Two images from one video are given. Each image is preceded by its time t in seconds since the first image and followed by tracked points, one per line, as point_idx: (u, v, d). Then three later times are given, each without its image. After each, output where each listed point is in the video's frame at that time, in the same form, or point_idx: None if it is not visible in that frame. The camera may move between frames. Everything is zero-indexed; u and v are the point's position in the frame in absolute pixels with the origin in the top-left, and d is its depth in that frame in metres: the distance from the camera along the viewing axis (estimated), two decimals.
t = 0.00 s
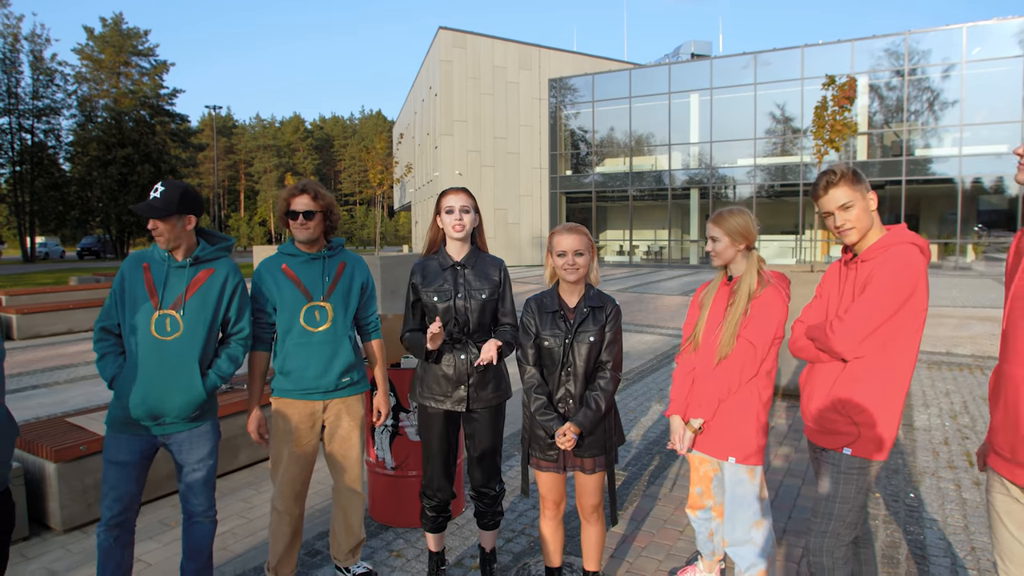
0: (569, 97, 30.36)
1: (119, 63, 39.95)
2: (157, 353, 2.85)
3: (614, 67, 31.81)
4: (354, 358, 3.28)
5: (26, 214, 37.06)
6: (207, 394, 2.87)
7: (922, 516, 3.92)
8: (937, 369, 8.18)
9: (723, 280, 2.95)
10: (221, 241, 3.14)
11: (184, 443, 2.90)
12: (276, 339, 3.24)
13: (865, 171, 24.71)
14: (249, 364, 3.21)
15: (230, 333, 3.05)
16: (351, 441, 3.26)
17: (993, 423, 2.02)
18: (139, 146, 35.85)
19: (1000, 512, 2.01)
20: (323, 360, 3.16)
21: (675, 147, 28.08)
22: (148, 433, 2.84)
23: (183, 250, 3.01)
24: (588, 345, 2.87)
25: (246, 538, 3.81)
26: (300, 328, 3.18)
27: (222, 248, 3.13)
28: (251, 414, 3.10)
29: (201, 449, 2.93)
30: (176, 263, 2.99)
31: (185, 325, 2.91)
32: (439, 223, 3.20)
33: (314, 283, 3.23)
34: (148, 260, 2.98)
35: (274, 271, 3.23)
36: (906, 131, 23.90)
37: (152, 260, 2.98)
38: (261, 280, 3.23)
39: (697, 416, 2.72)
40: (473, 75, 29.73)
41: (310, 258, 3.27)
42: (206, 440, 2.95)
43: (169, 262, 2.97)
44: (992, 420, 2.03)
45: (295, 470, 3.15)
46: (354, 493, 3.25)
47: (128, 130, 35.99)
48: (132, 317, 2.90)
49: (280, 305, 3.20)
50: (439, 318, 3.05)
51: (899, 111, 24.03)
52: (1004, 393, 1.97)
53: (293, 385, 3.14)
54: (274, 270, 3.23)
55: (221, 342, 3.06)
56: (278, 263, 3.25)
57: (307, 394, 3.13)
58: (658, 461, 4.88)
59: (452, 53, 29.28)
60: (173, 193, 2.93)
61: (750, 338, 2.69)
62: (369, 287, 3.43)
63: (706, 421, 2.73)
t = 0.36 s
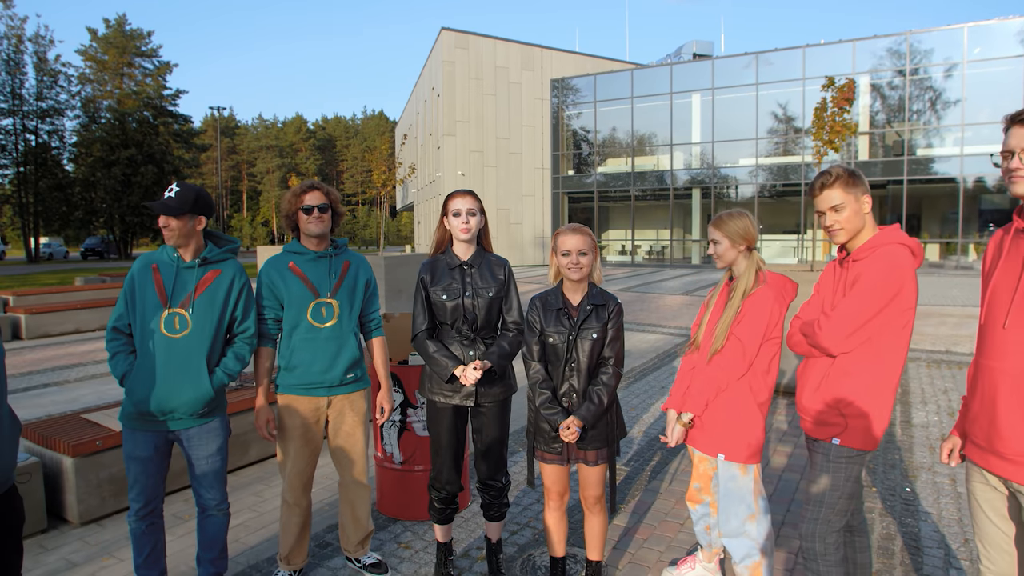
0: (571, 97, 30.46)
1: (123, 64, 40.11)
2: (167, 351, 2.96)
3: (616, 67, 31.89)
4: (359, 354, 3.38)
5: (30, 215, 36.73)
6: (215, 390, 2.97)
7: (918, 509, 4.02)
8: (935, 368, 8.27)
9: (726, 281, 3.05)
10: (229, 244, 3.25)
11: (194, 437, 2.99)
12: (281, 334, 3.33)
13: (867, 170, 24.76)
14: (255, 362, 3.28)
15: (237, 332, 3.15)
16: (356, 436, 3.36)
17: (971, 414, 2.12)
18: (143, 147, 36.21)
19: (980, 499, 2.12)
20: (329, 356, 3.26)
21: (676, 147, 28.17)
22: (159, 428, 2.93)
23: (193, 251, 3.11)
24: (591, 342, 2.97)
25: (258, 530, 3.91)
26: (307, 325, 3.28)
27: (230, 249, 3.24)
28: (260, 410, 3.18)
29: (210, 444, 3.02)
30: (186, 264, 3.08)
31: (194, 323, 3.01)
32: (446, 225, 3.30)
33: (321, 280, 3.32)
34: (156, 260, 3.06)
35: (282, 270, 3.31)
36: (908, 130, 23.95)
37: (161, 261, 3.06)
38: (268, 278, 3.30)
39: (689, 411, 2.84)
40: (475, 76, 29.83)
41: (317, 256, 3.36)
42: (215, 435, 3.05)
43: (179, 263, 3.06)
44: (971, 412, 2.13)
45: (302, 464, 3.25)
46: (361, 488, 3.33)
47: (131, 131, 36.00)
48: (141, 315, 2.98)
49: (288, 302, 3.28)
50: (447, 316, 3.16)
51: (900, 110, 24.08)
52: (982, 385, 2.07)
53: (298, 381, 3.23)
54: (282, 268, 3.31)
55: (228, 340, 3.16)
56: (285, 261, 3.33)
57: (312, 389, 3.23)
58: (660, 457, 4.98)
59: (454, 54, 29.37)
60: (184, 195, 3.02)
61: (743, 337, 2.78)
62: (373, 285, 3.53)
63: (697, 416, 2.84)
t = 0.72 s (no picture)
0: (571, 97, 30.54)
1: (123, 64, 40.19)
2: (166, 349, 3.05)
3: (616, 68, 31.98)
4: (356, 352, 3.45)
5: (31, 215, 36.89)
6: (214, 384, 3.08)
7: (910, 503, 4.12)
8: (931, 366, 8.37)
9: (721, 280, 3.14)
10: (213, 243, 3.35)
11: (194, 431, 3.08)
12: (280, 333, 3.40)
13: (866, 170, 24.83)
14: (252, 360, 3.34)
15: (229, 328, 3.26)
16: (356, 432, 3.42)
17: (951, 408, 2.21)
18: (144, 147, 36.20)
19: (958, 491, 2.22)
20: (327, 354, 3.33)
21: (676, 147, 28.26)
22: (159, 425, 3.01)
23: (182, 250, 3.19)
24: (590, 338, 3.07)
25: (265, 524, 4.00)
26: (307, 322, 3.35)
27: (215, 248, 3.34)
28: (260, 406, 3.25)
29: (209, 438, 3.11)
30: (176, 264, 3.16)
31: (190, 319, 3.11)
32: (449, 227, 3.39)
33: (320, 279, 3.41)
34: (147, 263, 3.11)
35: (282, 269, 3.39)
36: (907, 131, 24.05)
37: (151, 263, 3.11)
38: (268, 278, 3.37)
39: (684, 406, 2.93)
40: (475, 76, 29.91)
41: (316, 257, 3.44)
42: (214, 429, 3.14)
43: (169, 263, 3.13)
44: (952, 407, 2.22)
45: (304, 457, 3.33)
46: (361, 481, 3.42)
47: (132, 131, 36.03)
48: (135, 316, 3.05)
49: (288, 301, 3.35)
50: (450, 314, 3.26)
51: (900, 110, 24.18)
52: (962, 380, 2.16)
53: (296, 377, 3.31)
54: (282, 268, 3.38)
55: (220, 336, 3.27)
56: (285, 261, 3.41)
57: (310, 386, 3.31)
58: (658, 453, 5.08)
59: (455, 54, 29.44)
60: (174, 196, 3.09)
61: (735, 335, 2.88)
62: (370, 284, 3.62)
63: (694, 412, 2.92)
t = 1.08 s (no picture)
0: (570, 97, 30.62)
1: (123, 64, 40.27)
2: (160, 350, 3.13)
3: (615, 68, 32.08)
4: (358, 350, 3.54)
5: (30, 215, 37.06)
6: (209, 380, 3.17)
7: (901, 498, 4.22)
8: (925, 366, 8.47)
9: (713, 278, 3.23)
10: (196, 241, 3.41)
11: (195, 427, 3.17)
12: (282, 332, 3.48)
13: (865, 170, 24.92)
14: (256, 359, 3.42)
15: (219, 325, 3.35)
16: (358, 429, 3.50)
17: (931, 404, 2.32)
18: (143, 146, 36.20)
19: (937, 482, 2.32)
20: (329, 351, 3.42)
21: (675, 147, 28.36)
22: (159, 423, 3.08)
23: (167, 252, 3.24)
24: (587, 336, 3.16)
25: (270, 518, 4.09)
26: (309, 321, 3.44)
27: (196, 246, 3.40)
28: (260, 403, 3.33)
29: (208, 433, 3.20)
30: (161, 266, 3.21)
31: (181, 319, 3.19)
32: (451, 228, 3.48)
33: (322, 279, 3.49)
34: (133, 266, 3.16)
35: (285, 270, 3.47)
36: (905, 131, 24.16)
37: (137, 266, 3.16)
38: (272, 279, 3.45)
39: (679, 400, 3.02)
40: (475, 77, 29.99)
41: (316, 258, 3.52)
42: (212, 425, 3.22)
43: (155, 266, 3.18)
44: (931, 403, 2.33)
45: (308, 453, 3.41)
46: (363, 475, 3.49)
47: (132, 131, 36.11)
48: (127, 319, 3.10)
49: (291, 301, 3.43)
50: (452, 312, 3.35)
51: (898, 110, 24.28)
52: (941, 376, 2.27)
53: (301, 374, 3.39)
54: (284, 269, 3.47)
55: (212, 333, 3.36)
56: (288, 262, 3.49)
57: (313, 382, 3.39)
58: (655, 450, 5.17)
59: (455, 55, 29.55)
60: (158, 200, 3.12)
61: (730, 332, 2.96)
62: (371, 283, 3.70)
63: (688, 405, 3.01)
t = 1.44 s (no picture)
0: (572, 98, 30.71)
1: (127, 65, 40.46)
2: (177, 352, 3.22)
3: (617, 69, 32.15)
4: (373, 346, 3.65)
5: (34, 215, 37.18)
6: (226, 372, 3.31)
7: (895, 493, 4.31)
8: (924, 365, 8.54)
9: (706, 277, 3.33)
10: (189, 243, 3.47)
11: (212, 421, 3.28)
12: (298, 332, 3.58)
13: (868, 170, 24.94)
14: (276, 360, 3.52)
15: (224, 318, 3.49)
16: (372, 424, 3.61)
17: (918, 398, 2.41)
18: (147, 147, 36.86)
19: (925, 474, 2.41)
20: (345, 349, 3.52)
21: (677, 148, 28.42)
22: (181, 419, 3.19)
23: (169, 255, 3.30)
24: (588, 334, 3.25)
25: (279, 512, 4.19)
26: (323, 321, 3.54)
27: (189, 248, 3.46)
28: (281, 400, 3.42)
29: (222, 426, 3.32)
30: (165, 269, 3.27)
31: (192, 319, 3.30)
32: (454, 230, 3.57)
33: (333, 280, 3.59)
34: (137, 271, 3.19)
35: (298, 273, 3.56)
36: (907, 131, 24.20)
37: (141, 271, 3.20)
38: (286, 281, 3.55)
39: (675, 393, 3.12)
40: (477, 77, 30.10)
41: (327, 259, 3.61)
42: (225, 419, 3.34)
43: (161, 269, 3.25)
44: (919, 397, 2.42)
45: (322, 448, 3.51)
46: (374, 468, 3.60)
47: (136, 132, 36.56)
48: (140, 324, 3.15)
49: (305, 302, 3.53)
50: (456, 311, 3.44)
51: (900, 110, 24.31)
52: (926, 372, 2.37)
53: (318, 372, 3.49)
54: (297, 271, 3.56)
55: (217, 330, 3.47)
56: (300, 265, 3.59)
57: (331, 379, 3.49)
58: (655, 446, 5.26)
59: (457, 55, 29.67)
60: (161, 205, 3.17)
61: (724, 329, 3.06)
62: (382, 281, 3.82)
63: (684, 399, 3.12)
